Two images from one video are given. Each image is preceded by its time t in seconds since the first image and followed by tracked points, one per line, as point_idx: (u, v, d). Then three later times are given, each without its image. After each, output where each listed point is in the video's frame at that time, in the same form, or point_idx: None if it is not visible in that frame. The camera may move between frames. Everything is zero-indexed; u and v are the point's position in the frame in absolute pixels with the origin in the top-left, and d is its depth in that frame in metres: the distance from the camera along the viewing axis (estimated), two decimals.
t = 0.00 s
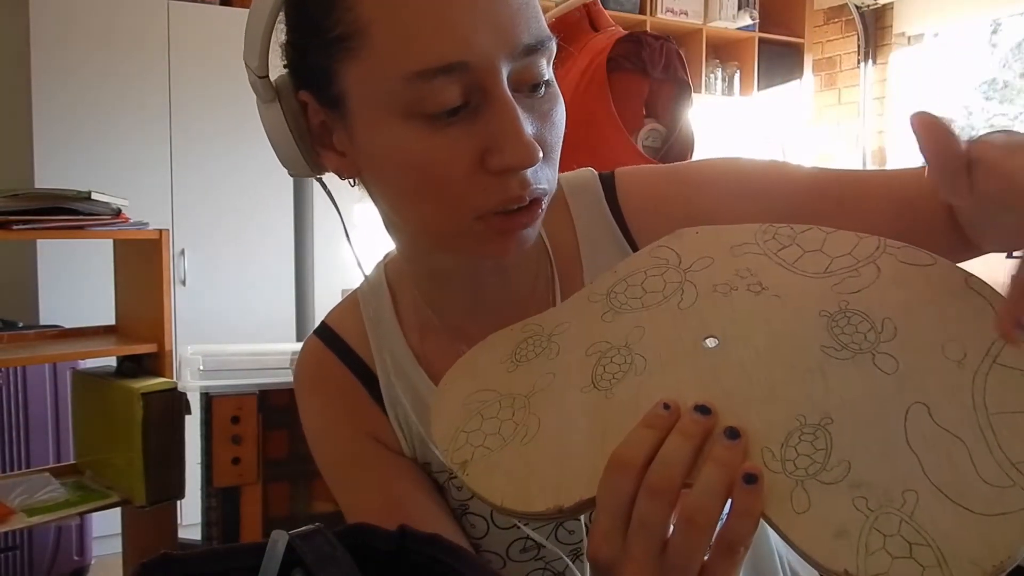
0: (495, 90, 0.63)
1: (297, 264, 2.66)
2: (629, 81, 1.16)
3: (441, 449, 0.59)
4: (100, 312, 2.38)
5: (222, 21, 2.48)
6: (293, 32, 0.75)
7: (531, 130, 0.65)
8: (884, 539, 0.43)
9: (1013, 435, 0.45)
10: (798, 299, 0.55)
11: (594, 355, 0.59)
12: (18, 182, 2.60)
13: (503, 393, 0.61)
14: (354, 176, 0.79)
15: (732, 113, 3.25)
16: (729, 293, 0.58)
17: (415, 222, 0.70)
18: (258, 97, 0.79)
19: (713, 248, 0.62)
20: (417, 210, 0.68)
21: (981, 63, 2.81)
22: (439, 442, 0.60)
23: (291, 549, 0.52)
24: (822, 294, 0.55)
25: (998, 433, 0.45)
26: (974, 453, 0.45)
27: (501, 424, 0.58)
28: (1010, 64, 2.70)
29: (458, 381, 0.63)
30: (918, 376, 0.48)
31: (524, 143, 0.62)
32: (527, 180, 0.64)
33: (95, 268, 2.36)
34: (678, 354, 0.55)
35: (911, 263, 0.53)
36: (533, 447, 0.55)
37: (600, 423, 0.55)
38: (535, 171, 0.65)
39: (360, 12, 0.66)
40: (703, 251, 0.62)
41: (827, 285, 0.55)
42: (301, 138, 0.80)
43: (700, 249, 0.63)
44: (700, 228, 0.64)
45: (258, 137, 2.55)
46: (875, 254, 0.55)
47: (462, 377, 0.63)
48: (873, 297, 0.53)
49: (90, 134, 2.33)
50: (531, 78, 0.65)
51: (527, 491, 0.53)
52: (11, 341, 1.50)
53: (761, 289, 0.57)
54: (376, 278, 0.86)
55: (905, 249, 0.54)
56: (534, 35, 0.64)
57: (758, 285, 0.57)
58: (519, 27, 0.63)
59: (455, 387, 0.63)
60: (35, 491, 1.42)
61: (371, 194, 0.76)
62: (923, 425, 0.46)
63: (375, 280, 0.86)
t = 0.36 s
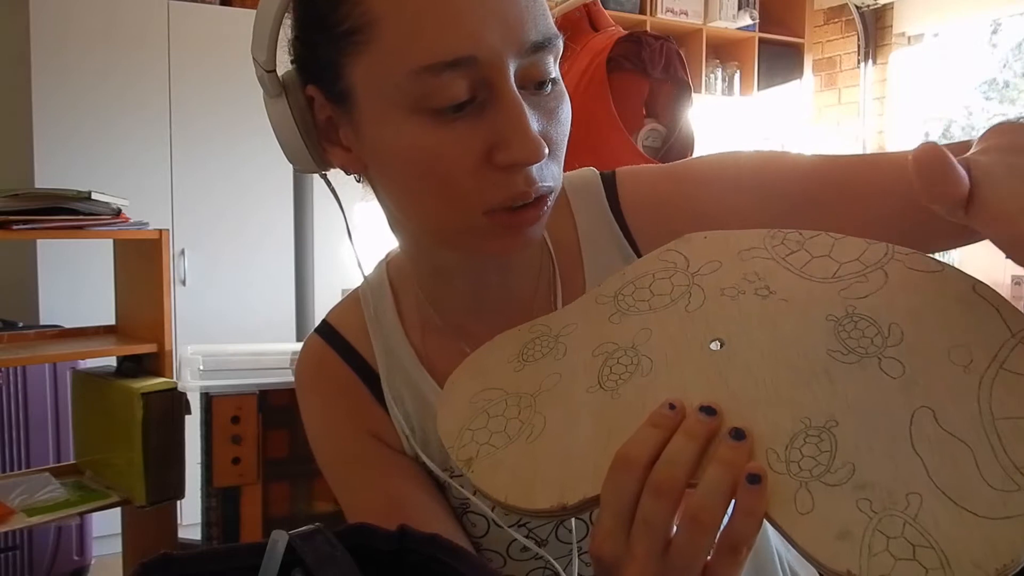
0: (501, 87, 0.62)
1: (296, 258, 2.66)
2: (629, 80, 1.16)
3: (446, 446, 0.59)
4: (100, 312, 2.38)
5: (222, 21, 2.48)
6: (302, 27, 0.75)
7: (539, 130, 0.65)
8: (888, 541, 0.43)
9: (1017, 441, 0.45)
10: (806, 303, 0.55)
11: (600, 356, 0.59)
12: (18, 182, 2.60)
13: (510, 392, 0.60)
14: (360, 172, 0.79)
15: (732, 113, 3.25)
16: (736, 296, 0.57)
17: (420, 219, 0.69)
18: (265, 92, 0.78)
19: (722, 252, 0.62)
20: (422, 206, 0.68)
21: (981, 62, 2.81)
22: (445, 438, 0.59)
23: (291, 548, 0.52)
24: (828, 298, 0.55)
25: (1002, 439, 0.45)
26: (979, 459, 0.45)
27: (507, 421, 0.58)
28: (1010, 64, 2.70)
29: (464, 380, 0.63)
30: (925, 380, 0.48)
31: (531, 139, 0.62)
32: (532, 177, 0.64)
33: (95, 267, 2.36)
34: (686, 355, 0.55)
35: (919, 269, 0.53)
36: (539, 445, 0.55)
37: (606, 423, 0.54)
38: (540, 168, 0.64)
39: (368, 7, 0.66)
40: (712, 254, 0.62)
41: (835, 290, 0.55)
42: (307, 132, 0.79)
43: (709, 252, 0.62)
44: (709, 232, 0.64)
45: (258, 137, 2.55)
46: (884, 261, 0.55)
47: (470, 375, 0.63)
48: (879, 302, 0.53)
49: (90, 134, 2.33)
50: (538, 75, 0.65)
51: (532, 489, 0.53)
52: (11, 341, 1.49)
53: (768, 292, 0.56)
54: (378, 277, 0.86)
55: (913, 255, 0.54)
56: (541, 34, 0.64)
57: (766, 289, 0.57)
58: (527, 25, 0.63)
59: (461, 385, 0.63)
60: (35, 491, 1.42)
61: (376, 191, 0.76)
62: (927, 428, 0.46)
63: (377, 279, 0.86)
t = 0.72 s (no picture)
0: (495, 89, 0.62)
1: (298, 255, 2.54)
2: (629, 80, 1.15)
3: (450, 441, 0.59)
4: (100, 312, 2.38)
5: (222, 21, 2.48)
6: (293, 30, 0.75)
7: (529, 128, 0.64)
8: (888, 539, 0.43)
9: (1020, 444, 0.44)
10: (813, 307, 0.55)
11: (607, 356, 0.59)
12: (18, 182, 2.60)
13: (515, 390, 0.60)
14: (355, 175, 0.79)
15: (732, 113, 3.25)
16: (743, 299, 0.57)
17: (417, 221, 0.69)
18: (259, 97, 0.78)
19: (729, 256, 0.61)
20: (420, 208, 0.68)
21: (981, 63, 2.80)
22: (449, 434, 0.60)
23: (291, 548, 0.52)
24: (835, 302, 0.54)
25: (1006, 441, 0.45)
26: (982, 461, 0.44)
27: (512, 419, 0.58)
28: (1010, 64, 2.69)
29: (470, 378, 0.63)
30: (930, 383, 0.48)
31: (524, 141, 0.62)
32: (525, 180, 0.64)
33: (95, 268, 2.36)
34: (692, 356, 0.55)
35: (924, 274, 0.53)
36: (543, 442, 0.55)
37: (610, 421, 0.54)
38: (534, 171, 0.64)
39: (360, 9, 0.66)
40: (720, 258, 0.61)
41: (841, 294, 0.54)
42: (301, 137, 0.79)
43: (717, 256, 0.62)
44: (717, 236, 0.63)
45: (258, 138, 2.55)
46: (891, 267, 0.54)
47: (477, 373, 0.63)
48: (885, 306, 0.53)
49: (90, 133, 2.33)
50: (531, 76, 0.65)
51: (532, 484, 0.53)
52: (11, 341, 1.49)
53: (775, 296, 0.56)
54: (377, 277, 0.86)
55: (919, 261, 0.54)
56: (531, 34, 0.64)
57: (773, 293, 0.56)
58: (519, 27, 0.62)
59: (467, 383, 0.63)
60: (35, 491, 1.42)
61: (372, 194, 0.76)
62: (930, 429, 0.46)
63: (375, 279, 0.86)
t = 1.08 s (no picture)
0: (499, 91, 0.62)
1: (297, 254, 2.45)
2: (629, 80, 1.15)
3: (447, 444, 0.59)
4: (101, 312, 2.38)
5: (222, 20, 2.48)
6: (294, 32, 0.75)
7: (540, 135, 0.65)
8: (885, 539, 0.43)
9: (1017, 441, 0.45)
10: (808, 306, 0.55)
11: (602, 356, 0.59)
12: (18, 182, 2.60)
13: (510, 392, 0.61)
14: (356, 177, 0.79)
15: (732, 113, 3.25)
16: (738, 298, 0.58)
17: (418, 223, 0.70)
18: (260, 99, 0.78)
19: (723, 254, 0.62)
20: (421, 210, 0.68)
21: (980, 63, 2.81)
22: (445, 437, 0.60)
23: (291, 548, 0.52)
24: (829, 300, 0.55)
25: (1002, 438, 0.45)
26: (978, 458, 0.45)
27: (508, 420, 0.58)
28: (1010, 64, 2.70)
29: (465, 380, 0.63)
30: (924, 380, 0.48)
31: (530, 144, 0.62)
32: (530, 182, 0.64)
33: (95, 268, 2.36)
34: (687, 356, 0.55)
35: (920, 271, 0.53)
36: (540, 444, 0.55)
37: (607, 422, 0.55)
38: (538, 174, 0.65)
39: (363, 12, 0.66)
40: (714, 256, 0.62)
41: (836, 292, 0.55)
42: (302, 139, 0.79)
43: (712, 254, 0.62)
44: (711, 235, 0.64)
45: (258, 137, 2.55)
46: (886, 263, 0.55)
47: (471, 375, 0.63)
48: (880, 303, 0.53)
49: (90, 134, 2.33)
50: (536, 80, 0.65)
51: (530, 487, 0.53)
52: (11, 341, 1.50)
53: (770, 294, 0.56)
54: (377, 279, 0.86)
55: (915, 257, 0.54)
56: (537, 37, 0.64)
57: (768, 291, 0.57)
58: (524, 30, 0.63)
59: (462, 385, 0.63)
60: (35, 491, 1.42)
61: (373, 196, 0.76)
62: (926, 428, 0.46)
63: (375, 281, 0.86)
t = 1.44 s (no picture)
0: (489, 92, 0.62)
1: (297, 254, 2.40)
2: (629, 80, 1.15)
3: (438, 453, 0.59)
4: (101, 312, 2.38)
5: (222, 20, 2.48)
6: (290, 31, 0.75)
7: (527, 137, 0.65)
8: (882, 539, 0.43)
9: (1011, 434, 0.45)
10: (795, 300, 0.55)
11: (591, 356, 0.59)
12: (18, 182, 2.60)
13: (500, 397, 0.61)
14: (349, 176, 0.79)
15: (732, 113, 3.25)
16: (726, 293, 0.57)
17: (409, 224, 0.70)
18: (255, 96, 0.78)
19: (709, 249, 0.62)
20: (413, 212, 0.68)
21: (980, 62, 2.81)
22: (436, 444, 0.60)
23: (291, 548, 0.52)
24: (817, 293, 0.55)
25: (995, 431, 0.45)
26: (971, 453, 0.45)
27: (499, 427, 0.58)
28: (1010, 64, 2.70)
29: (454, 385, 0.63)
30: (914, 374, 0.48)
31: (519, 146, 0.62)
32: (519, 184, 0.64)
33: (95, 268, 2.36)
34: (675, 355, 0.55)
35: (908, 261, 0.53)
36: (532, 449, 0.55)
37: (598, 425, 0.54)
38: (528, 176, 0.65)
39: (355, 12, 0.66)
40: (698, 251, 0.62)
41: (823, 284, 0.55)
42: (296, 138, 0.79)
43: (696, 249, 0.62)
44: (696, 229, 0.64)
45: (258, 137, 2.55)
46: (872, 254, 0.55)
47: (460, 380, 0.63)
48: (867, 296, 0.53)
49: (91, 133, 2.33)
50: (526, 82, 0.65)
51: (522, 496, 0.53)
52: (11, 341, 1.49)
53: (757, 289, 0.56)
54: (374, 281, 0.86)
55: (901, 247, 0.54)
56: (529, 39, 0.64)
57: (755, 285, 0.57)
58: (514, 31, 0.63)
59: (452, 390, 0.63)
60: (35, 491, 1.42)
61: (366, 195, 0.76)
62: (918, 423, 0.46)
63: (373, 283, 0.86)
